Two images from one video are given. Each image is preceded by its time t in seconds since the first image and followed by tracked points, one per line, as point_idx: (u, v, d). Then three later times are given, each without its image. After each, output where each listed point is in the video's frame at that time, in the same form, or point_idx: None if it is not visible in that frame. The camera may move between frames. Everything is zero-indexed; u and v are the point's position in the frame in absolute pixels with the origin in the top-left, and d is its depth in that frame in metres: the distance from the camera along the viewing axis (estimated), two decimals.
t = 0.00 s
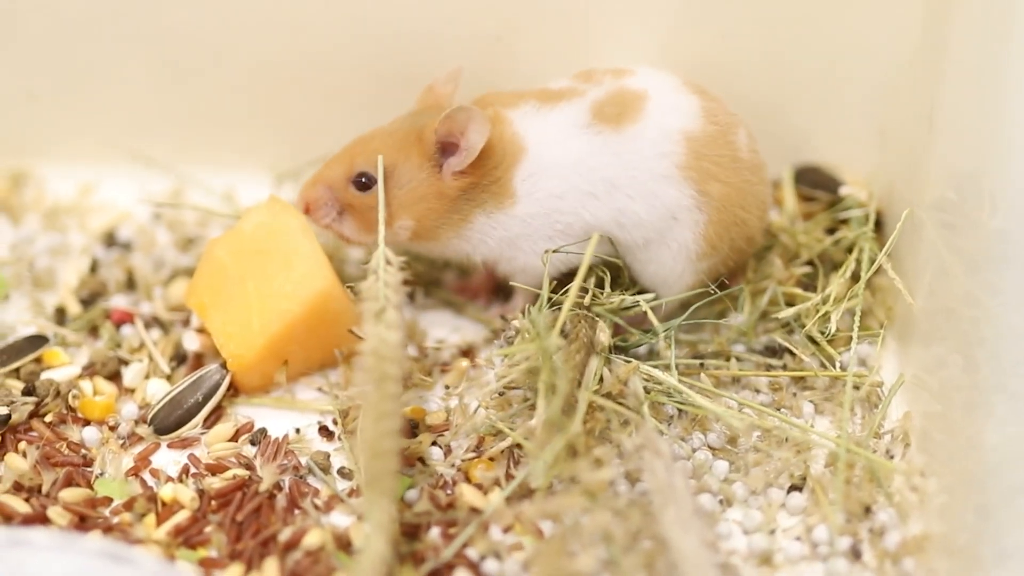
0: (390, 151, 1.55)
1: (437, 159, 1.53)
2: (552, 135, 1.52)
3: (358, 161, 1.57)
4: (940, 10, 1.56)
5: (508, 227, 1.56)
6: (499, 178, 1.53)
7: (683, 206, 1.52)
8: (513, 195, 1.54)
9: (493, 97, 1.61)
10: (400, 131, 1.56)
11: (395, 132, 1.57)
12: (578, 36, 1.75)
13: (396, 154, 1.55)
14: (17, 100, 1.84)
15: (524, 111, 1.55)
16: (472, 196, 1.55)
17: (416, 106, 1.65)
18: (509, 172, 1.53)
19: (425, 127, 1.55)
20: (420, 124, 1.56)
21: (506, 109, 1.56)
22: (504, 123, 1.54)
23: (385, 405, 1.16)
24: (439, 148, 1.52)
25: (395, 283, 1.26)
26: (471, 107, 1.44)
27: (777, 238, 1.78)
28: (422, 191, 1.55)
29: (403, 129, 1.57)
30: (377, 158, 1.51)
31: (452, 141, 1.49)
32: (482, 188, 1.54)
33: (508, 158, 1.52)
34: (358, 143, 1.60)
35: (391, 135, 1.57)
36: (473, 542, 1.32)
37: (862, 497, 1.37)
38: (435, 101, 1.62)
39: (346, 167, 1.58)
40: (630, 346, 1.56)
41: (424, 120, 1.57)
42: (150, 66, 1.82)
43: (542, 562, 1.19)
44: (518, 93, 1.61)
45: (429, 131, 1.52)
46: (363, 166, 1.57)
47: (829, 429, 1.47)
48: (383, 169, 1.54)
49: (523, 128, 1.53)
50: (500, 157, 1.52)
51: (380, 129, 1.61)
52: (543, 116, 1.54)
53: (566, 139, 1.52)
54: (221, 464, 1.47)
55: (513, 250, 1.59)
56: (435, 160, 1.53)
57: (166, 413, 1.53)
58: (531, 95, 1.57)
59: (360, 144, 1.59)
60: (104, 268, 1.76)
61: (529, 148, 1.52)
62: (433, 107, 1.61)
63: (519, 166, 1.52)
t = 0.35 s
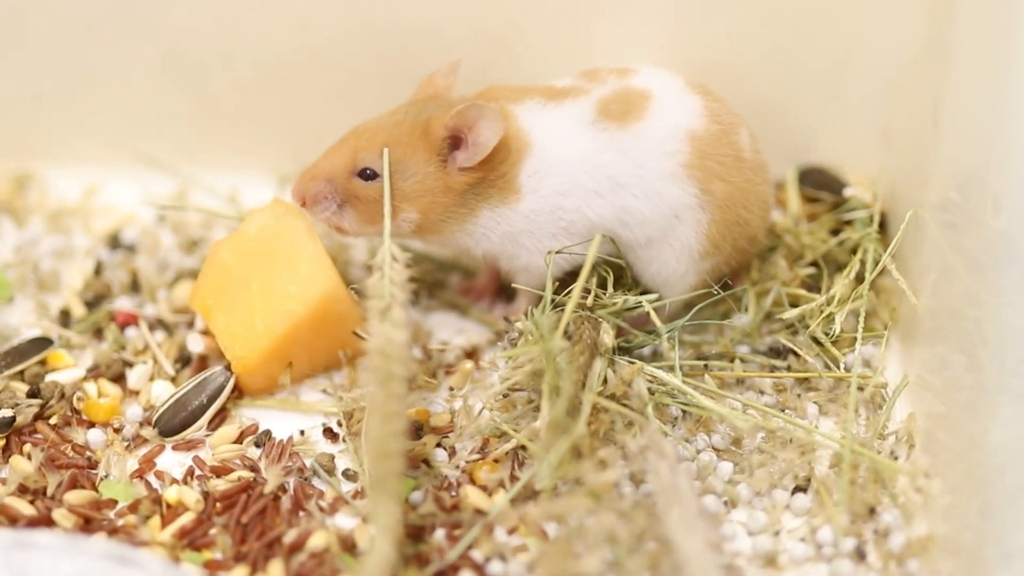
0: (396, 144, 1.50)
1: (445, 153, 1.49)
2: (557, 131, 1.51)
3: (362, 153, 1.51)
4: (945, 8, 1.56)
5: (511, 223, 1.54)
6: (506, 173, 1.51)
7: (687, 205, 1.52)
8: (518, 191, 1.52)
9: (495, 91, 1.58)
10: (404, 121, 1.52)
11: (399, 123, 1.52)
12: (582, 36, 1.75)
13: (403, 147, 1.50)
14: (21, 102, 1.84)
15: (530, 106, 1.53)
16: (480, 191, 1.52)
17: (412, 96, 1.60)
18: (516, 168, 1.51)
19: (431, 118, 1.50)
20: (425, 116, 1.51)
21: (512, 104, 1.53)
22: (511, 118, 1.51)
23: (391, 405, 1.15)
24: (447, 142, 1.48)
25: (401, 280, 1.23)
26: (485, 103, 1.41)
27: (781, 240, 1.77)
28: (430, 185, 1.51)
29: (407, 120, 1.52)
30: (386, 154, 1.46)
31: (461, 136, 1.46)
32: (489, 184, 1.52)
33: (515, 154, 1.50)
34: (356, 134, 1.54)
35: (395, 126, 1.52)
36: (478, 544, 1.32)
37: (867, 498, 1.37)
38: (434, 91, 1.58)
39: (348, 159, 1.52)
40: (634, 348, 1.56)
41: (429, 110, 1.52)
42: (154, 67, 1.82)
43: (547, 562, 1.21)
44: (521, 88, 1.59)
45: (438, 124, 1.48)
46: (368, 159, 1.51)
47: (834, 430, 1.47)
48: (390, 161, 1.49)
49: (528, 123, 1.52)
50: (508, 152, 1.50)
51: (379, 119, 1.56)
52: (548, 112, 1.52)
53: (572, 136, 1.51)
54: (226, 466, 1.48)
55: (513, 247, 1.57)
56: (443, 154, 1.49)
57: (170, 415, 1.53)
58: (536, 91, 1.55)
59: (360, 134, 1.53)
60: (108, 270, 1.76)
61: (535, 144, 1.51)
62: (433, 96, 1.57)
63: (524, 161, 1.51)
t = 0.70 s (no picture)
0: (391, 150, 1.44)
1: (443, 153, 1.44)
2: (548, 128, 1.50)
3: (356, 170, 1.45)
4: (945, 9, 1.56)
5: (507, 225, 1.52)
6: (503, 172, 1.49)
7: (676, 200, 1.52)
8: (515, 190, 1.50)
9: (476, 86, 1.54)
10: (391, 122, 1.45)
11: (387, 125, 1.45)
12: (582, 40, 1.75)
13: (399, 153, 1.43)
14: (20, 104, 1.84)
15: (521, 103, 1.50)
16: (483, 187, 1.49)
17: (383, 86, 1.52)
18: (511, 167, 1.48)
19: (420, 118, 1.44)
20: (411, 113, 1.45)
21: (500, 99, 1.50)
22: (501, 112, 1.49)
23: (393, 402, 1.14)
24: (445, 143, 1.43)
25: (401, 270, 1.22)
26: (487, 106, 1.38)
27: (781, 241, 1.79)
28: (432, 186, 1.46)
29: (392, 120, 1.45)
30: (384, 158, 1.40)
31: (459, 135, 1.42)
32: (489, 180, 1.48)
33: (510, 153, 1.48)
34: (340, 148, 1.47)
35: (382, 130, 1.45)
36: (477, 547, 1.32)
37: (867, 502, 1.38)
38: (409, 78, 1.51)
39: (342, 180, 1.46)
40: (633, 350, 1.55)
41: (414, 107, 1.46)
42: (155, 69, 1.82)
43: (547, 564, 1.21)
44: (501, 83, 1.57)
45: (432, 123, 1.42)
46: (365, 175, 1.45)
47: (833, 434, 1.47)
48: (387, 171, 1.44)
49: (520, 120, 1.49)
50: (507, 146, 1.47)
51: (358, 121, 1.48)
52: (538, 109, 1.50)
53: (563, 133, 1.50)
54: (225, 468, 1.48)
55: (511, 252, 1.56)
56: (440, 154, 1.44)
57: (169, 417, 1.53)
58: (523, 87, 1.53)
59: (344, 145, 1.47)
60: (107, 272, 1.76)
61: (529, 141, 1.48)
62: (410, 86, 1.49)
63: (518, 161, 1.48)
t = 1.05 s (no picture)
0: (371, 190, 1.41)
1: (428, 198, 1.42)
2: (542, 139, 1.47)
3: (331, 215, 1.42)
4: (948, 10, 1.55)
5: (511, 243, 1.50)
6: (490, 206, 1.47)
7: (672, 199, 1.50)
8: (520, 210, 1.48)
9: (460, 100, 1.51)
10: (372, 164, 1.42)
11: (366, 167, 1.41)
12: (584, 41, 1.75)
13: (380, 197, 1.41)
14: (20, 105, 1.84)
15: (510, 118, 1.48)
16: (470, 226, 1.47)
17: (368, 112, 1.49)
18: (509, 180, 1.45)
19: (405, 162, 1.41)
20: (393, 155, 1.42)
21: (490, 113, 1.48)
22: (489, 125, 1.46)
23: (378, 397, 1.14)
24: (431, 189, 1.40)
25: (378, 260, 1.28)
26: (481, 153, 1.36)
27: (780, 240, 1.80)
28: (412, 228, 1.45)
29: (373, 161, 1.42)
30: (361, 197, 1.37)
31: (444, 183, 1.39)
32: (474, 219, 1.47)
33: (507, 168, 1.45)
34: (316, 189, 1.44)
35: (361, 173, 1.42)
36: (475, 548, 1.34)
37: (866, 504, 1.38)
38: (396, 105, 1.48)
39: (317, 224, 1.43)
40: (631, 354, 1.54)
41: (396, 147, 1.43)
42: (157, 69, 1.81)
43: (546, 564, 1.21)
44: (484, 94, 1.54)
45: (417, 169, 1.39)
46: (342, 220, 1.42)
47: (833, 435, 1.47)
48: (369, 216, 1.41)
49: (513, 135, 1.47)
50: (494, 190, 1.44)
51: (337, 157, 1.45)
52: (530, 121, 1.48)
53: (557, 144, 1.47)
54: (224, 469, 1.47)
55: (518, 268, 1.54)
56: (425, 199, 1.42)
57: (171, 415, 1.53)
58: (512, 100, 1.50)
59: (320, 188, 1.43)
60: (107, 273, 1.75)
61: (524, 155, 1.46)
62: (395, 114, 1.47)
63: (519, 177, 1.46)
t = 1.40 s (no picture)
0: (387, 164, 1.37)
1: (441, 155, 1.37)
2: (511, 94, 1.46)
3: (364, 199, 1.38)
4: (947, 12, 1.53)
5: (514, 212, 1.47)
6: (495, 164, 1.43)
7: (635, 147, 1.52)
8: (514, 169, 1.44)
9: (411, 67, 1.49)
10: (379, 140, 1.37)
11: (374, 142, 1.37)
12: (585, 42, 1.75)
13: (398, 169, 1.36)
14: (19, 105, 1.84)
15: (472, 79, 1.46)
16: (489, 178, 1.43)
17: (348, 95, 1.44)
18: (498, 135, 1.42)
19: (407, 127, 1.37)
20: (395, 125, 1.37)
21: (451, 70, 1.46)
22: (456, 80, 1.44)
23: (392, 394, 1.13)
24: (440, 145, 1.36)
25: (399, 253, 1.23)
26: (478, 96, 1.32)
27: (779, 240, 1.77)
28: (434, 194, 1.41)
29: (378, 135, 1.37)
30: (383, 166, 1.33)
31: (452, 134, 1.35)
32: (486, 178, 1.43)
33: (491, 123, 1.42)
34: (335, 182, 1.40)
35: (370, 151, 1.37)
36: (475, 549, 1.36)
37: (865, 504, 1.38)
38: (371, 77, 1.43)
39: (353, 211, 1.39)
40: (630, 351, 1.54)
41: (396, 117, 1.38)
42: (157, 69, 1.81)
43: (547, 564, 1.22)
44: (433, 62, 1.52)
45: (421, 129, 1.35)
46: (372, 201, 1.38)
47: (832, 436, 1.46)
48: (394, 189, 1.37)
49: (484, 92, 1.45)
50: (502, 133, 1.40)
51: (343, 143, 1.40)
52: (493, 79, 1.47)
53: (527, 96, 1.46)
54: (223, 469, 1.47)
55: (511, 254, 1.52)
56: (438, 156, 1.38)
57: (168, 411, 1.54)
58: (469, 62, 1.49)
59: (341, 177, 1.39)
60: (106, 272, 1.73)
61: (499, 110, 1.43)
62: (373, 86, 1.42)
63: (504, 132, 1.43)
